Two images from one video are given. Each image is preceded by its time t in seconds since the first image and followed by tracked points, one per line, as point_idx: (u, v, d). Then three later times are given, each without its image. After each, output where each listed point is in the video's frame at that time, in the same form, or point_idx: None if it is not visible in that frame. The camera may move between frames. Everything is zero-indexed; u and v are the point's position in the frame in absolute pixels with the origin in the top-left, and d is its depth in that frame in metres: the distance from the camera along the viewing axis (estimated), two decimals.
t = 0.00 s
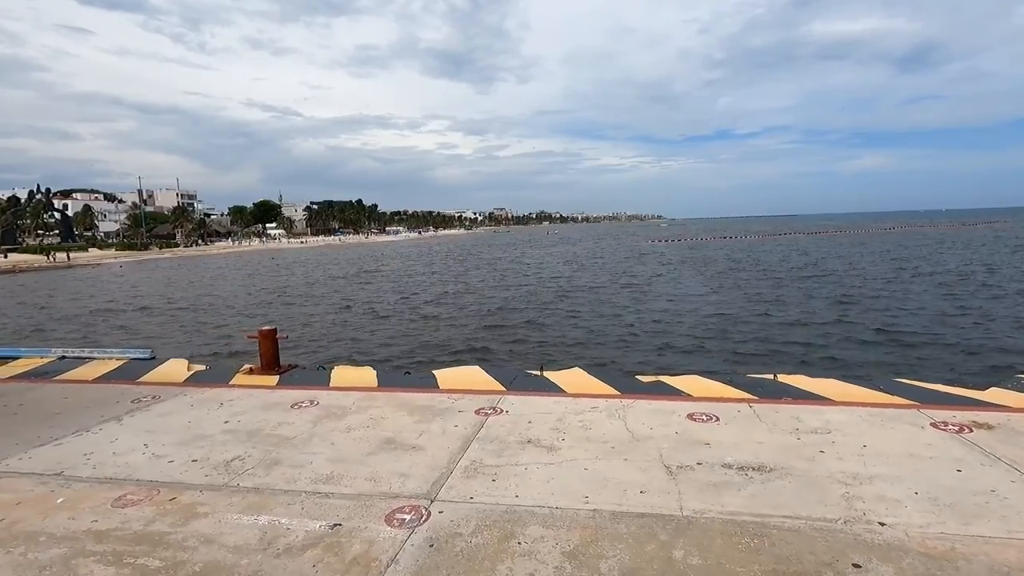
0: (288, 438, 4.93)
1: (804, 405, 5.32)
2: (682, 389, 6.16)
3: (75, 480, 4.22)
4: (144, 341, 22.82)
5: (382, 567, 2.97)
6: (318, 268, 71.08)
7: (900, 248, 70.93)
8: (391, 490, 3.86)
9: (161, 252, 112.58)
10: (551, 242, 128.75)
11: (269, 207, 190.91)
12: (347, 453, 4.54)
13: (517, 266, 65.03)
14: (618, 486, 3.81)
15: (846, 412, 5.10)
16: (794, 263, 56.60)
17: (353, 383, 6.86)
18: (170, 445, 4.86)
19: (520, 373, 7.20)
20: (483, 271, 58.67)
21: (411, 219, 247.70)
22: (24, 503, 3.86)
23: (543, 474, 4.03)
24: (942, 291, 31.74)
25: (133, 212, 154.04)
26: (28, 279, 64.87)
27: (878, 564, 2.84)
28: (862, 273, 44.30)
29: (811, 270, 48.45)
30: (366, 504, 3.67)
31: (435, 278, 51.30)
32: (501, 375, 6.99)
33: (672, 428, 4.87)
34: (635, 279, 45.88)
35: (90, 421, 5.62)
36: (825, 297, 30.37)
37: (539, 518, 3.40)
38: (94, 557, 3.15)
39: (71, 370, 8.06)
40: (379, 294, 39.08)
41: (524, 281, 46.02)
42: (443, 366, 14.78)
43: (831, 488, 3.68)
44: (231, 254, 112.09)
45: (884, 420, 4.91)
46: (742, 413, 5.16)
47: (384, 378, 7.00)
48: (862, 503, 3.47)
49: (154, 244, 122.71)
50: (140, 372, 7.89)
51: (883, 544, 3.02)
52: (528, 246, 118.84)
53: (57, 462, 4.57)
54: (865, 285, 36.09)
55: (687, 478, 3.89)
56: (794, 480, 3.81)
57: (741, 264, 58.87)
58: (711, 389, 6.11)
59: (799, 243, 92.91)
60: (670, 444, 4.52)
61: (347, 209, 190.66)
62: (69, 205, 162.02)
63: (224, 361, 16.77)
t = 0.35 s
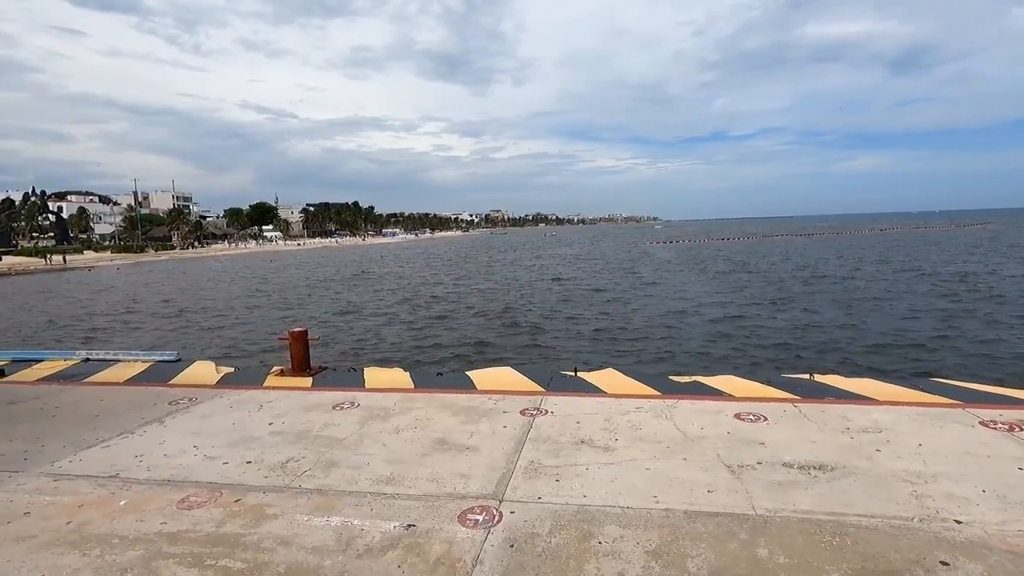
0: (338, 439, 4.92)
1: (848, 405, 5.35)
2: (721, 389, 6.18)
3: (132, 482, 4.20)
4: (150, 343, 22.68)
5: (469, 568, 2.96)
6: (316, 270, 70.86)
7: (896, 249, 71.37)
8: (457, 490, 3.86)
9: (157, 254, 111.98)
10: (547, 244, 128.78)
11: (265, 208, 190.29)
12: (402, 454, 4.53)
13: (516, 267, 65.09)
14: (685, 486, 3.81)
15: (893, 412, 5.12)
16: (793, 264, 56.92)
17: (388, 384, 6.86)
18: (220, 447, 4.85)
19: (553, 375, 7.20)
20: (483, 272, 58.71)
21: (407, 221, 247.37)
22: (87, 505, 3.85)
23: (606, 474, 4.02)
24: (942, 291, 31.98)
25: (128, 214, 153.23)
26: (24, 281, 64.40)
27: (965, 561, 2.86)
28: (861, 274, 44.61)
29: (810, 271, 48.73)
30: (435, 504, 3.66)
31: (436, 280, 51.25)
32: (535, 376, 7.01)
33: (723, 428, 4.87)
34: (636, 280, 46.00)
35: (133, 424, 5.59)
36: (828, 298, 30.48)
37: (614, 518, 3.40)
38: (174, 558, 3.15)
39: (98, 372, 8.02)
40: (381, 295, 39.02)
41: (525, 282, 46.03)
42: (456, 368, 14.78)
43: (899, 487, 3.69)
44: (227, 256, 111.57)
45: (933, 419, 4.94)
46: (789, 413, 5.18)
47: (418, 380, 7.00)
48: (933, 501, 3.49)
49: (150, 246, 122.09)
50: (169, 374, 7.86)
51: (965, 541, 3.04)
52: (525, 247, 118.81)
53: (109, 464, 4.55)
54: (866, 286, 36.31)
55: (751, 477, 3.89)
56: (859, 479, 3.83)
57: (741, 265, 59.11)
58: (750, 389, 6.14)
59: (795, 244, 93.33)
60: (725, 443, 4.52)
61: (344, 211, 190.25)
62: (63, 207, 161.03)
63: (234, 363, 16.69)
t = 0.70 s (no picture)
0: (367, 444, 4.79)
1: (874, 403, 5.40)
2: (743, 388, 6.20)
3: (158, 491, 4.03)
4: (135, 351, 22.11)
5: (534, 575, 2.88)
6: (298, 275, 69.89)
7: (872, 253, 73.05)
8: (501, 494, 3.76)
9: (133, 260, 109.47)
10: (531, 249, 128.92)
11: (244, 213, 187.40)
12: (436, 458, 4.42)
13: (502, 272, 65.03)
14: (733, 485, 3.78)
15: (919, 410, 5.17)
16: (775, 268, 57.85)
17: (404, 387, 6.74)
18: (243, 453, 4.69)
19: (571, 377, 7.15)
20: (469, 277, 58.50)
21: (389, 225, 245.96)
22: (114, 516, 3.68)
23: (650, 476, 3.97)
24: (922, 294, 32.72)
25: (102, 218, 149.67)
26: None
27: None
28: (842, 277, 45.44)
29: (792, 274, 49.58)
30: (483, 509, 3.57)
31: (421, 285, 50.91)
32: (552, 378, 6.96)
33: (756, 427, 4.86)
34: (622, 284, 46.21)
35: (145, 431, 5.39)
36: (816, 301, 30.92)
37: (670, 520, 3.35)
38: (220, 570, 3.02)
39: (98, 378, 7.76)
40: (367, 301, 38.61)
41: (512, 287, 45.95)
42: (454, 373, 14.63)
43: (944, 484, 3.71)
44: (206, 262, 109.59)
45: (959, 416, 5.00)
46: (817, 412, 5.20)
47: (434, 383, 6.90)
48: (983, 498, 3.51)
49: (125, 252, 119.25)
50: (173, 380, 7.64)
51: None
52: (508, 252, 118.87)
53: (130, 473, 4.37)
54: (848, 289, 37.03)
55: (797, 476, 3.88)
56: (902, 477, 3.84)
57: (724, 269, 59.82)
58: (771, 388, 6.16)
59: (774, 249, 94.99)
60: (762, 443, 4.49)
61: (326, 216, 188.39)
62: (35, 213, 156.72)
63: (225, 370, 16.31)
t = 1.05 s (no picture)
0: (382, 460, 4.71)
1: (871, 409, 5.61)
2: (742, 396, 6.35)
3: (172, 515, 3.87)
4: (96, 360, 21.17)
5: None
6: (263, 282, 68.01)
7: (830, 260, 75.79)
8: (533, 509, 3.75)
9: (84, 265, 104.54)
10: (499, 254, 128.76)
11: (204, 217, 181.50)
12: (458, 473, 4.38)
13: (472, 278, 64.75)
14: (758, 495, 3.86)
15: (915, 416, 5.39)
16: (740, 274, 59.38)
17: (405, 399, 6.65)
18: (255, 472, 4.54)
19: (571, 387, 7.18)
20: (439, 283, 58.03)
21: (356, 231, 242.19)
22: (130, 543, 3.51)
23: (677, 487, 4.01)
24: (880, 300, 34.13)
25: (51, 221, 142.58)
26: None
27: None
28: (804, 283, 46.97)
29: (756, 281, 50.98)
30: (517, 525, 3.55)
31: (391, 291, 50.23)
32: (553, 389, 6.97)
33: (766, 435, 4.98)
34: (592, 290, 46.69)
35: (143, 450, 5.17)
36: (782, 307, 31.91)
37: (706, 531, 3.40)
38: None
39: (77, 393, 7.40)
40: (337, 307, 37.82)
41: (484, 293, 45.86)
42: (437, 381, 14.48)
43: (954, 489, 3.88)
44: (162, 267, 105.41)
45: (952, 421, 5.24)
46: (820, 419, 5.36)
47: (435, 395, 6.83)
48: (994, 501, 3.69)
49: (76, 257, 113.83)
50: (158, 394, 7.34)
51: None
52: (477, 257, 118.50)
53: (137, 496, 4.18)
54: (810, 295, 38.34)
55: (817, 483, 3.99)
56: (915, 482, 4.00)
57: (691, 275, 61.02)
58: (770, 396, 6.33)
59: (737, 256, 97.49)
60: (775, 451, 4.61)
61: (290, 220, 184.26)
62: None
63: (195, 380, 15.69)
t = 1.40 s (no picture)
0: (396, 455, 4.73)
1: (859, 400, 5.90)
2: (736, 391, 6.59)
3: (191, 512, 3.81)
4: (59, 365, 20.32)
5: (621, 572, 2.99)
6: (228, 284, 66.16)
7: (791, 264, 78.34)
8: (557, 498, 3.84)
9: (33, 267, 99.68)
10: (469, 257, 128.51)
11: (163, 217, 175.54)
12: (476, 466, 4.43)
13: (444, 280, 64.46)
14: (770, 480, 4.04)
15: (900, 405, 5.71)
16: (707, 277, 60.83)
17: (406, 397, 6.66)
18: (269, 469, 4.51)
19: (568, 383, 7.30)
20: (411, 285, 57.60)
21: (323, 232, 237.98)
22: (154, 539, 3.45)
23: (691, 474, 4.17)
24: (841, 302, 35.50)
25: None
26: None
27: None
28: (769, 286, 48.47)
29: (723, 284, 52.35)
30: (545, 513, 3.63)
31: (363, 293, 49.61)
32: (551, 386, 7.08)
33: (766, 425, 5.20)
34: (565, 292, 47.16)
35: (145, 450, 5.05)
36: (750, 309, 32.85)
37: (726, 514, 3.55)
38: None
39: (61, 395, 7.14)
40: (308, 310, 37.12)
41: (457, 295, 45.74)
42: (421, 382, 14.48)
43: (947, 471, 4.14)
44: (118, 269, 101.31)
45: (935, 410, 5.57)
46: (813, 410, 5.62)
47: (435, 393, 6.85)
48: (984, 481, 3.96)
49: (24, 258, 108.54)
50: (147, 395, 7.14)
51: None
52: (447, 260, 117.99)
53: (150, 494, 4.10)
54: (775, 297, 39.62)
55: (822, 468, 4.20)
56: (910, 465, 4.25)
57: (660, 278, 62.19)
58: (762, 389, 6.58)
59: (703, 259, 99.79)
60: (778, 440, 4.82)
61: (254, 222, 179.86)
62: None
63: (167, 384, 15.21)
